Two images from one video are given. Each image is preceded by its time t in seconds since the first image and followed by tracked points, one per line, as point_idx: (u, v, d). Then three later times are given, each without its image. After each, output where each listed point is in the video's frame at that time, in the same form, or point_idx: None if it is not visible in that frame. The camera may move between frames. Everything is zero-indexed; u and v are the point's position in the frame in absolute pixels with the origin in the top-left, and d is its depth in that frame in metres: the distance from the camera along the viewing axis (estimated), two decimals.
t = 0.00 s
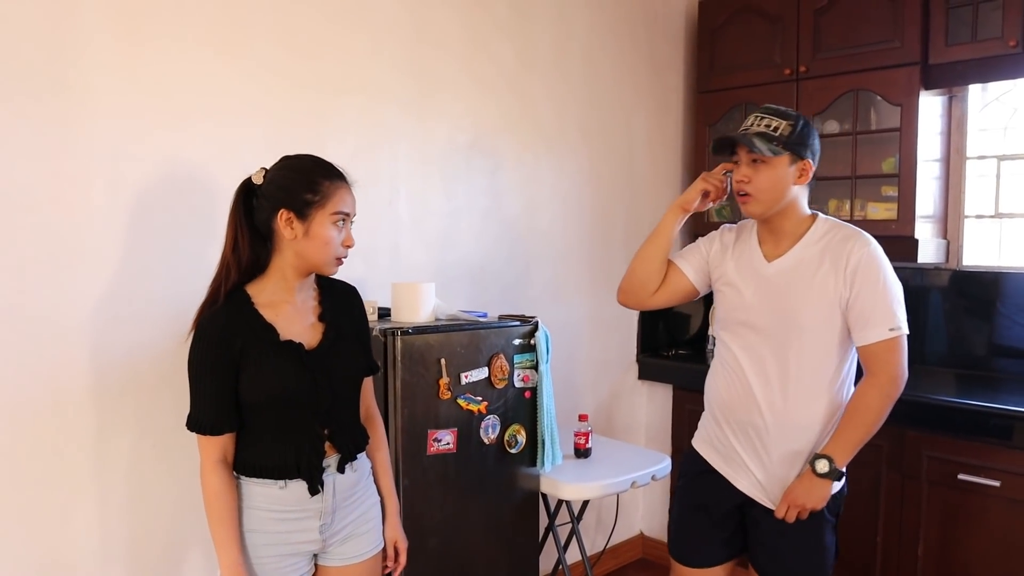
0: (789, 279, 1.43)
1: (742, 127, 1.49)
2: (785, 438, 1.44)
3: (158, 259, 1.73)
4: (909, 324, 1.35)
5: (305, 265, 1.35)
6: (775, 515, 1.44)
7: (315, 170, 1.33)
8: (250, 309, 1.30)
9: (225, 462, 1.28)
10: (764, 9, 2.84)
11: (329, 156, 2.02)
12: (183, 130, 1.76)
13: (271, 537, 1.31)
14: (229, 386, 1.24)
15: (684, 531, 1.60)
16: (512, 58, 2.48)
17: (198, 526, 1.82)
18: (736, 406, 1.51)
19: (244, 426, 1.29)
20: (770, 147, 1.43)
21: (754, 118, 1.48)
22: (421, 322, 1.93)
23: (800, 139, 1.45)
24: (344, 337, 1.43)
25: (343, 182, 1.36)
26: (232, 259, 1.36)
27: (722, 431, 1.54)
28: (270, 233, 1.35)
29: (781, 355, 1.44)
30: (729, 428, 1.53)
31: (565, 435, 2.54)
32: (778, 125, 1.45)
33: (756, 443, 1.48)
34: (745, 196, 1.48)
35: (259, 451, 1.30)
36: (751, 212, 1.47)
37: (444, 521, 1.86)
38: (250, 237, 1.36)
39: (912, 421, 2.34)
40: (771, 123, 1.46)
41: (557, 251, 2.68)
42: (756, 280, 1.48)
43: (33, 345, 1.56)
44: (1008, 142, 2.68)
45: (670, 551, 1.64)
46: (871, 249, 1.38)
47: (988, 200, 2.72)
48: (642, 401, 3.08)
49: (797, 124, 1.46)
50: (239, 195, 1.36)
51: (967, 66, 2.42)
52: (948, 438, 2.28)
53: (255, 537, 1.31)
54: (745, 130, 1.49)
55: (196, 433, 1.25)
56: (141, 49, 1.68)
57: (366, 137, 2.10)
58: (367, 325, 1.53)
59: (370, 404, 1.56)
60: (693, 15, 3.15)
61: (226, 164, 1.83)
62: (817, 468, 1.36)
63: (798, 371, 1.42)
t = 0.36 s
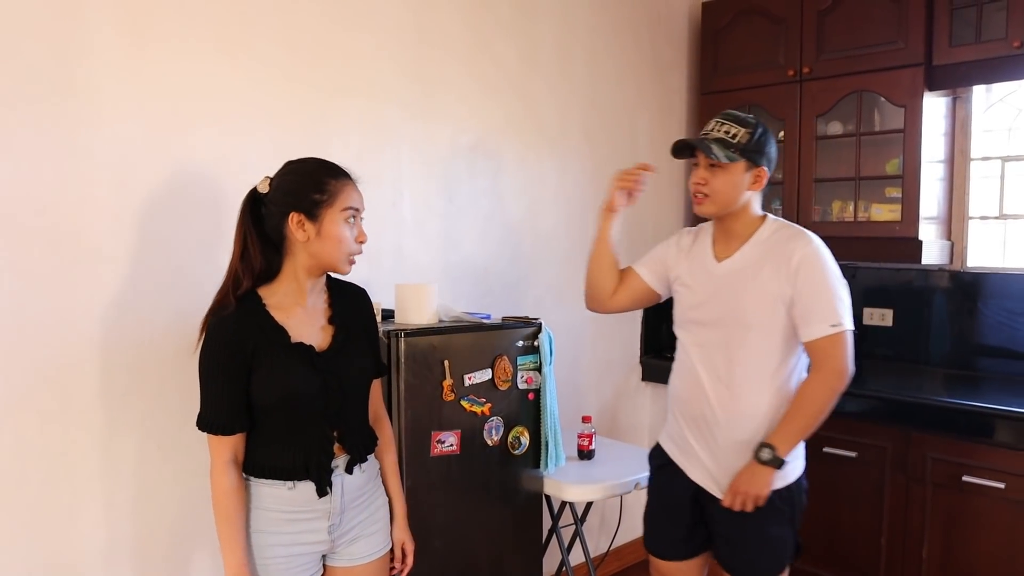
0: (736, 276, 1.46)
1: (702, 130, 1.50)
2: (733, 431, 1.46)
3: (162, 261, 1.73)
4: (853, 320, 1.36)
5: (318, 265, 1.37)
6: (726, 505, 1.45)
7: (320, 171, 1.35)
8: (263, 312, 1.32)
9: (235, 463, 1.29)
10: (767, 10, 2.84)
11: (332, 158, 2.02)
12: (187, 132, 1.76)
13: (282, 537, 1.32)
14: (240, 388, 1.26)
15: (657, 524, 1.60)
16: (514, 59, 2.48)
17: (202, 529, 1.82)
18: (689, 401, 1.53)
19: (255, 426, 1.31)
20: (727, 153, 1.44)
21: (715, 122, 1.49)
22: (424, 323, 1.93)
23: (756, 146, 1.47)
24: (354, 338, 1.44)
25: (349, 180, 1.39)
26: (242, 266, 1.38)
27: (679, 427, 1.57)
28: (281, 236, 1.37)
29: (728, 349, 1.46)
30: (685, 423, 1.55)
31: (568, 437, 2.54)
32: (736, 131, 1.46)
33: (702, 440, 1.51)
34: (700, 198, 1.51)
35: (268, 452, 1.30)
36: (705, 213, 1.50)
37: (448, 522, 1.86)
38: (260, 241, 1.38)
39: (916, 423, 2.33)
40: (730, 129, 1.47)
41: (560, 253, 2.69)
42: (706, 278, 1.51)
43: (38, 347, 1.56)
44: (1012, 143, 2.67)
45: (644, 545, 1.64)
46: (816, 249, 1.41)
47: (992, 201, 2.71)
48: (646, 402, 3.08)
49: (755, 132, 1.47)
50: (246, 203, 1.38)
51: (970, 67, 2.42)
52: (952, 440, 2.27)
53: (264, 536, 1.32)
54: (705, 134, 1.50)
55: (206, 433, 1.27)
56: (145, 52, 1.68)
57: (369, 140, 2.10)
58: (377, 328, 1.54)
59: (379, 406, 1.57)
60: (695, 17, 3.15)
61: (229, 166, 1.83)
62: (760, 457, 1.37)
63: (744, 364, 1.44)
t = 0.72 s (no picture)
0: (698, 280, 1.75)
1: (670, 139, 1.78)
2: (695, 415, 1.76)
3: (165, 265, 1.73)
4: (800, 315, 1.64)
5: (337, 266, 1.39)
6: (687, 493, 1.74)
7: (334, 173, 1.38)
8: (279, 319, 1.33)
9: (258, 468, 1.31)
10: (769, 11, 2.84)
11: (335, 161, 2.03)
12: (189, 135, 1.76)
13: (303, 539, 1.36)
14: (258, 394, 1.27)
15: (642, 523, 1.92)
16: (517, 61, 2.49)
17: (205, 532, 1.82)
18: (661, 390, 1.83)
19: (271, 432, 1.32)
20: (692, 160, 1.73)
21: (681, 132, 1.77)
22: (427, 326, 1.93)
23: (717, 154, 1.76)
24: (367, 343, 1.46)
25: (361, 181, 1.41)
26: (257, 271, 1.38)
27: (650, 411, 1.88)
28: (297, 240, 1.38)
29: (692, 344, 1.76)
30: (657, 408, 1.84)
31: (571, 439, 2.53)
32: (700, 141, 1.75)
33: (672, 422, 1.81)
34: (667, 202, 1.80)
35: (284, 457, 1.33)
36: (671, 215, 1.79)
37: (452, 525, 1.86)
38: (274, 245, 1.39)
39: (920, 424, 2.32)
40: (695, 138, 1.76)
41: (563, 254, 2.69)
42: (671, 282, 1.81)
43: (41, 350, 1.56)
44: (1015, 142, 2.66)
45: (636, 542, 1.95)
46: (767, 249, 1.68)
47: (996, 200, 2.71)
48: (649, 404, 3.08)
49: (717, 141, 1.76)
50: (258, 208, 1.38)
51: (974, 66, 2.41)
52: (957, 441, 2.26)
53: (287, 541, 1.36)
54: (672, 143, 1.79)
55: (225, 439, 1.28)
56: (147, 55, 1.68)
57: (371, 143, 2.11)
58: (391, 333, 1.56)
59: (392, 411, 1.57)
60: (697, 19, 3.15)
61: (232, 170, 1.84)
62: (714, 445, 1.66)
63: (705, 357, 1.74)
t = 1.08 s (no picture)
0: (689, 274, 1.76)
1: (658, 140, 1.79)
2: (696, 412, 1.76)
3: (169, 266, 1.73)
4: (793, 302, 1.63)
5: (345, 266, 1.40)
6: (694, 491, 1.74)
7: (339, 173, 1.38)
8: (293, 320, 1.34)
9: (275, 471, 1.32)
10: (772, 12, 2.84)
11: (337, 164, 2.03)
12: (193, 138, 1.76)
13: (319, 542, 1.37)
14: (276, 397, 1.28)
15: (649, 524, 1.92)
16: (519, 63, 2.49)
17: (207, 534, 1.82)
18: (661, 389, 1.84)
19: (291, 434, 1.33)
20: (681, 160, 1.74)
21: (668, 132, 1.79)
22: (429, 328, 1.93)
23: (704, 154, 1.78)
24: (382, 343, 1.47)
25: (367, 180, 1.42)
26: (266, 273, 1.39)
27: (652, 412, 1.89)
28: (305, 240, 1.39)
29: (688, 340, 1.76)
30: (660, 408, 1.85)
31: (574, 441, 2.53)
32: (688, 140, 1.77)
33: (673, 420, 1.81)
34: (656, 202, 1.80)
35: (306, 459, 1.33)
36: (661, 216, 1.79)
37: (455, 527, 1.86)
38: (280, 248, 1.41)
39: (922, 426, 2.32)
40: (682, 138, 1.77)
41: (566, 256, 2.68)
42: (663, 279, 1.81)
43: (45, 352, 1.57)
44: (1018, 144, 2.66)
45: (644, 543, 1.96)
46: (753, 241, 1.69)
47: (1000, 203, 2.70)
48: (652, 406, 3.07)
49: (703, 141, 1.78)
50: (264, 209, 1.40)
51: (977, 68, 2.40)
52: (959, 444, 2.26)
53: (305, 544, 1.36)
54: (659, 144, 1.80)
55: (244, 443, 1.29)
56: (150, 57, 1.69)
57: (374, 145, 2.11)
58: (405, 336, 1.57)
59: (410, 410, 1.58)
60: (700, 21, 3.15)
61: (235, 173, 1.84)
62: (717, 440, 1.66)
63: (701, 353, 1.74)
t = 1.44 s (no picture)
0: (697, 279, 1.76)
1: (672, 139, 1.80)
2: (702, 418, 1.76)
3: (171, 270, 1.74)
4: (801, 308, 1.63)
5: (353, 272, 1.40)
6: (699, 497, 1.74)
7: (347, 179, 1.39)
8: (299, 327, 1.35)
9: (278, 476, 1.32)
10: (774, 16, 2.84)
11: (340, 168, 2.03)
12: (196, 142, 1.77)
13: (324, 547, 1.37)
14: (279, 403, 1.29)
15: (655, 530, 1.92)
16: (522, 66, 2.49)
17: (209, 538, 1.82)
18: (669, 395, 1.84)
19: (294, 440, 1.33)
20: (700, 156, 1.76)
21: (680, 131, 1.80)
22: (431, 331, 1.93)
23: (715, 153, 1.81)
24: (389, 349, 1.46)
25: (375, 186, 1.42)
26: (274, 280, 1.41)
27: (660, 417, 1.88)
28: (313, 246, 1.40)
29: (696, 346, 1.76)
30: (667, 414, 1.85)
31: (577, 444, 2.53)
32: (702, 138, 1.79)
33: (680, 426, 1.81)
34: (675, 201, 1.80)
35: (309, 465, 1.34)
36: (681, 215, 1.78)
37: (457, 530, 1.86)
38: (288, 254, 1.42)
39: (926, 430, 2.31)
40: (696, 136, 1.79)
41: (568, 260, 2.69)
42: (671, 283, 1.81)
43: (48, 355, 1.57)
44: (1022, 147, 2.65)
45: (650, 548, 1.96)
46: (762, 246, 1.68)
47: (1004, 205, 2.69)
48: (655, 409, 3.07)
49: (714, 140, 1.81)
50: (272, 216, 1.41)
51: (980, 71, 2.40)
52: (962, 447, 2.25)
53: (309, 547, 1.36)
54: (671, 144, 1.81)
55: (247, 449, 1.30)
56: (153, 62, 1.69)
57: (376, 149, 2.11)
58: (414, 342, 1.57)
59: (416, 416, 1.58)
60: (703, 24, 3.15)
61: (238, 177, 1.84)
62: (723, 446, 1.66)
63: (709, 359, 1.74)
